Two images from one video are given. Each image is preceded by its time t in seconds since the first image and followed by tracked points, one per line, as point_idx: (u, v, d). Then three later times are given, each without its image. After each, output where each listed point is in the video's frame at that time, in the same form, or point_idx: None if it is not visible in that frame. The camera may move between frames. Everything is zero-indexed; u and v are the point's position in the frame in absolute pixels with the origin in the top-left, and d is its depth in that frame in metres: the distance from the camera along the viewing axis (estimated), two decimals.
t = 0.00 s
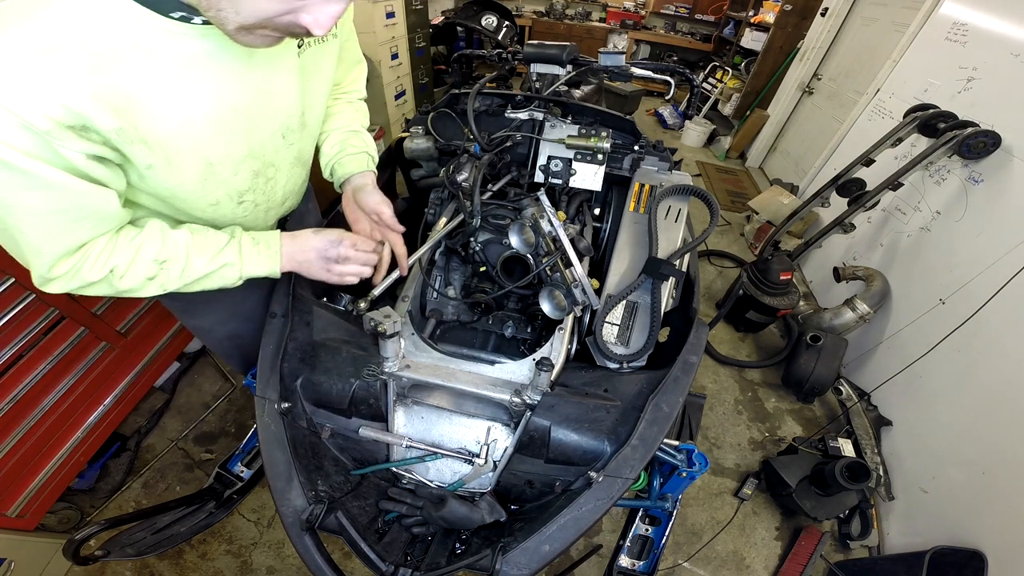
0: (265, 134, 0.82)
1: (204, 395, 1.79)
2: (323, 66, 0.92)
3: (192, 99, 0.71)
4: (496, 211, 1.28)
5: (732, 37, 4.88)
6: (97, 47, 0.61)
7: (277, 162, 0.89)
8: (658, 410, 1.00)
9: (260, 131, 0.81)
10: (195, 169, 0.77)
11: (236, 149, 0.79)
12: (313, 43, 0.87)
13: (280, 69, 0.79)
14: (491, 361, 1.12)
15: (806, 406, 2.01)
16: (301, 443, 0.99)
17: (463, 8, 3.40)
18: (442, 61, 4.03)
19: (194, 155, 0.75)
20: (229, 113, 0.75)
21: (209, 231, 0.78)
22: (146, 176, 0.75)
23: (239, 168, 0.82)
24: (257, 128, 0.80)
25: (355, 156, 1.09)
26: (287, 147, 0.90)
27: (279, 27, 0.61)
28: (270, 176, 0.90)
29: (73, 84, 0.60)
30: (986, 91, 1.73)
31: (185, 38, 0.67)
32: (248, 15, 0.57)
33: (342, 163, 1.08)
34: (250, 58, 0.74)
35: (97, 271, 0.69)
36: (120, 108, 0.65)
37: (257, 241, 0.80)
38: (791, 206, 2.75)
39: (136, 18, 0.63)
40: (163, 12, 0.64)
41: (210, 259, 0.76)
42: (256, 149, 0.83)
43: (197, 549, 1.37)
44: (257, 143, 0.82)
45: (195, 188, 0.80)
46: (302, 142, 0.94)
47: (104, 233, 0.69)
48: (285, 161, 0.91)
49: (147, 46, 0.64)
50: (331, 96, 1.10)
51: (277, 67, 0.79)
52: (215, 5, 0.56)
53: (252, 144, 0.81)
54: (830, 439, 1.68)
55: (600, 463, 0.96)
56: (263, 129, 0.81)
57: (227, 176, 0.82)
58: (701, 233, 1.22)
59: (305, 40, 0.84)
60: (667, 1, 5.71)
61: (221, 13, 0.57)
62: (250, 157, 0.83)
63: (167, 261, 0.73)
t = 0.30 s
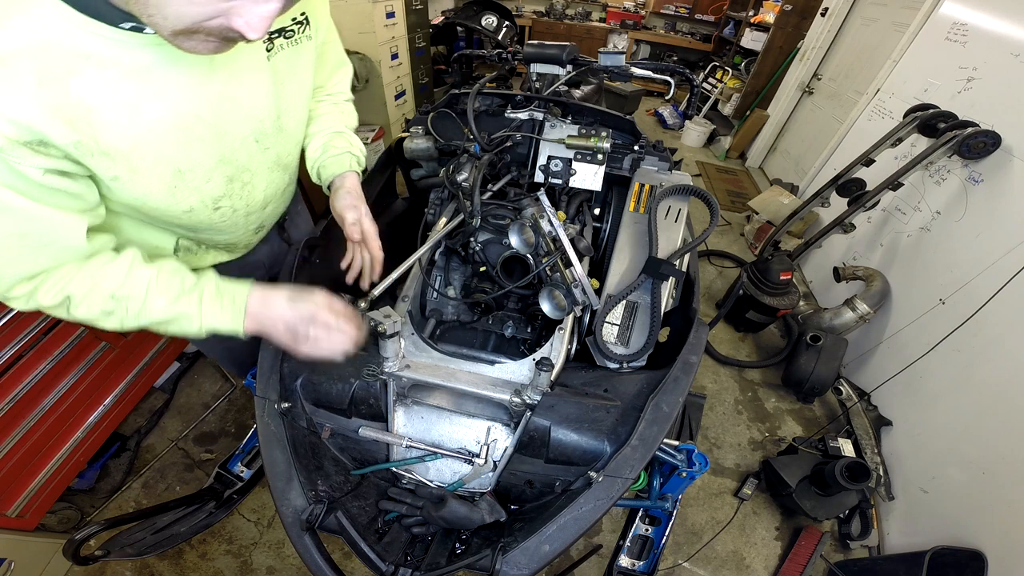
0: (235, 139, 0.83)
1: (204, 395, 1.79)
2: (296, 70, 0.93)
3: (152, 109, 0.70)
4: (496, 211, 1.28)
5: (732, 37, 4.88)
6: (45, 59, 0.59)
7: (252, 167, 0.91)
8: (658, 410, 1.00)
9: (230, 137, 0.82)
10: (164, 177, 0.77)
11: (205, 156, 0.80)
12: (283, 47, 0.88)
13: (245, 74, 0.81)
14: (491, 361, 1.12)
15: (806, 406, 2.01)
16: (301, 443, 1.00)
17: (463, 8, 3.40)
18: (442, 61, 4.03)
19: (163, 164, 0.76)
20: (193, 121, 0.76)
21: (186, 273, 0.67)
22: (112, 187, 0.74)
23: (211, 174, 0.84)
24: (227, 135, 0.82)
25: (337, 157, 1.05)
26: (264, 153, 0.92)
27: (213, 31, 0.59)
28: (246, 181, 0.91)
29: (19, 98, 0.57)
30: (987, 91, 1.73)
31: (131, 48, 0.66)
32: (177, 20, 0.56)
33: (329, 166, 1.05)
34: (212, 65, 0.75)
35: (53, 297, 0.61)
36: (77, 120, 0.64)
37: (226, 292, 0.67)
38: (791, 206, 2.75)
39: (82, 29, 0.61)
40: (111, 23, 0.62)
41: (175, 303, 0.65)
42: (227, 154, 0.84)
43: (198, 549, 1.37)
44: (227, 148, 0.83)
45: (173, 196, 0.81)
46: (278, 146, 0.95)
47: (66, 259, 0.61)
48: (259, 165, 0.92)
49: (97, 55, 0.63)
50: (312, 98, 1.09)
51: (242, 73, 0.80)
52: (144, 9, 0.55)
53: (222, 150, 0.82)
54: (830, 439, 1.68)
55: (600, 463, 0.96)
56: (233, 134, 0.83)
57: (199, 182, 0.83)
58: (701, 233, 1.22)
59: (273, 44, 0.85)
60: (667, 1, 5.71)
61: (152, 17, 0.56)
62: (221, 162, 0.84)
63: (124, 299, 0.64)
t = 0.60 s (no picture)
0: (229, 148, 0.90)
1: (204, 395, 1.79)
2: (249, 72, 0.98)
3: (159, 142, 0.73)
4: (496, 211, 1.27)
5: (732, 37, 4.88)
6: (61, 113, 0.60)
7: (242, 171, 0.97)
8: (658, 410, 1.00)
9: (225, 147, 0.88)
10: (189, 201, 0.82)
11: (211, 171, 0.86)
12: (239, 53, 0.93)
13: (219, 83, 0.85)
14: (491, 361, 1.12)
15: (806, 406, 2.01)
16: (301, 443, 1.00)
17: (463, 7, 3.40)
18: (442, 61, 4.03)
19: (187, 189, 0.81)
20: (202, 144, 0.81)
21: (338, 423, 0.72)
22: (150, 224, 0.78)
23: (217, 185, 0.89)
24: (218, 148, 0.86)
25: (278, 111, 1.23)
26: (243, 155, 0.96)
27: (196, 82, 0.57)
28: (241, 185, 0.98)
29: (67, 161, 0.59)
30: (986, 91, 1.73)
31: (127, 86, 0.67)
32: (155, 75, 0.54)
33: (277, 116, 1.23)
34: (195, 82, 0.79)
35: (193, 417, 0.56)
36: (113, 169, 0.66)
37: (371, 453, 0.74)
38: (791, 206, 2.75)
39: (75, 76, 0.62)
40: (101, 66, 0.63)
41: (318, 453, 0.67)
42: (225, 165, 0.90)
43: (197, 549, 1.37)
44: (225, 159, 0.89)
45: (193, 218, 0.85)
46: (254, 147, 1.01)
47: (208, 363, 0.58)
48: (247, 169, 0.99)
49: (89, 96, 0.63)
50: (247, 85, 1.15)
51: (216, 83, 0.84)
52: (119, 66, 0.53)
53: (221, 161, 0.88)
54: (830, 439, 1.68)
55: (600, 463, 0.96)
56: (224, 146, 0.88)
57: (209, 197, 0.88)
58: (701, 233, 1.22)
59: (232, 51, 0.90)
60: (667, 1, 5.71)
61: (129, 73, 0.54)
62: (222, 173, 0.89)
63: (263, 436, 0.62)
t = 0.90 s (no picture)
0: (236, 151, 0.97)
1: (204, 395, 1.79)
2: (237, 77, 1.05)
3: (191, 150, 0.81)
4: (496, 211, 1.27)
5: (732, 37, 4.88)
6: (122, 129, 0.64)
7: (245, 171, 1.05)
8: (658, 410, 1.00)
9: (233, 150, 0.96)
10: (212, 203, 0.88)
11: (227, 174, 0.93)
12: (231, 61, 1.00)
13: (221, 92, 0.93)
14: (490, 361, 1.12)
15: (806, 406, 2.01)
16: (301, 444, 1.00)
17: (463, 8, 3.40)
18: (442, 61, 4.04)
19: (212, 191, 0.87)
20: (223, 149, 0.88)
21: (387, 435, 0.77)
22: (192, 226, 0.85)
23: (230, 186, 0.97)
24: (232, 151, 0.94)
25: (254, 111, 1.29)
26: (245, 155, 1.05)
27: (250, 98, 0.63)
28: (243, 185, 1.05)
29: (135, 169, 0.62)
30: (986, 91, 1.73)
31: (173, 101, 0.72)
32: (215, 91, 0.59)
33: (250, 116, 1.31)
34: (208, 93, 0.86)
35: (266, 421, 0.59)
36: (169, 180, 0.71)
37: (411, 462, 0.80)
38: (791, 206, 2.75)
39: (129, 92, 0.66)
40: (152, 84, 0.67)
41: (372, 458, 0.72)
42: (235, 167, 0.97)
43: (198, 549, 1.37)
44: (235, 162, 0.97)
45: (217, 220, 0.92)
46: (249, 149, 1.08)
47: (276, 369, 0.62)
48: (246, 169, 1.06)
49: (138, 108, 0.68)
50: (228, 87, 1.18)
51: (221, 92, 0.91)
52: (179, 83, 0.58)
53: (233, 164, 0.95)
54: (830, 439, 1.68)
55: (600, 463, 0.96)
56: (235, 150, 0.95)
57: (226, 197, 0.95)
58: (701, 233, 1.22)
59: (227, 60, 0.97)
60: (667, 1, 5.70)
61: (188, 91, 0.59)
62: (233, 175, 0.96)
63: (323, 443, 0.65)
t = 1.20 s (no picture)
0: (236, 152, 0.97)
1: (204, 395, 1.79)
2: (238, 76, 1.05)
3: (189, 152, 0.81)
4: (496, 211, 1.27)
5: (732, 37, 4.88)
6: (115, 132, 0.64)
7: (246, 172, 1.05)
8: (658, 410, 1.00)
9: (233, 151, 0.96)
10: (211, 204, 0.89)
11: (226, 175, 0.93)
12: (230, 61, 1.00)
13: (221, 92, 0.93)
14: (490, 361, 1.12)
15: (806, 406, 2.01)
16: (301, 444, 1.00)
17: (463, 8, 3.40)
18: (442, 61, 4.04)
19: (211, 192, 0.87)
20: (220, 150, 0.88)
21: (381, 436, 0.77)
22: (189, 230, 0.86)
23: (231, 187, 0.97)
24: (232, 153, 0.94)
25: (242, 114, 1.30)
26: (247, 157, 1.05)
27: (253, 100, 0.64)
28: (244, 186, 1.05)
29: (129, 173, 0.62)
30: (986, 92, 1.73)
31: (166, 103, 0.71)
32: (217, 93, 0.59)
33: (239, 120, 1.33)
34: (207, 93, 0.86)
35: (255, 422, 0.59)
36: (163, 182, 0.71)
37: (405, 463, 0.80)
38: (791, 206, 2.75)
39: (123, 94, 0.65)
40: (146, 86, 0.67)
41: (364, 459, 0.72)
42: (235, 168, 0.97)
43: (198, 549, 1.37)
44: (235, 162, 0.97)
45: (215, 222, 0.93)
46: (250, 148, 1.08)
47: (267, 372, 0.62)
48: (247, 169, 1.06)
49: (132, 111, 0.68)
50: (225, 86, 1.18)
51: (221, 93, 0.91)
52: (182, 86, 0.58)
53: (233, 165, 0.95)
54: (830, 439, 1.68)
55: (600, 463, 0.96)
56: (234, 151, 0.95)
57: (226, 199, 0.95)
58: (701, 233, 1.22)
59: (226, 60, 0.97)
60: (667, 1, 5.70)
61: (192, 93, 0.60)
62: (233, 175, 0.96)
63: (314, 444, 0.65)
